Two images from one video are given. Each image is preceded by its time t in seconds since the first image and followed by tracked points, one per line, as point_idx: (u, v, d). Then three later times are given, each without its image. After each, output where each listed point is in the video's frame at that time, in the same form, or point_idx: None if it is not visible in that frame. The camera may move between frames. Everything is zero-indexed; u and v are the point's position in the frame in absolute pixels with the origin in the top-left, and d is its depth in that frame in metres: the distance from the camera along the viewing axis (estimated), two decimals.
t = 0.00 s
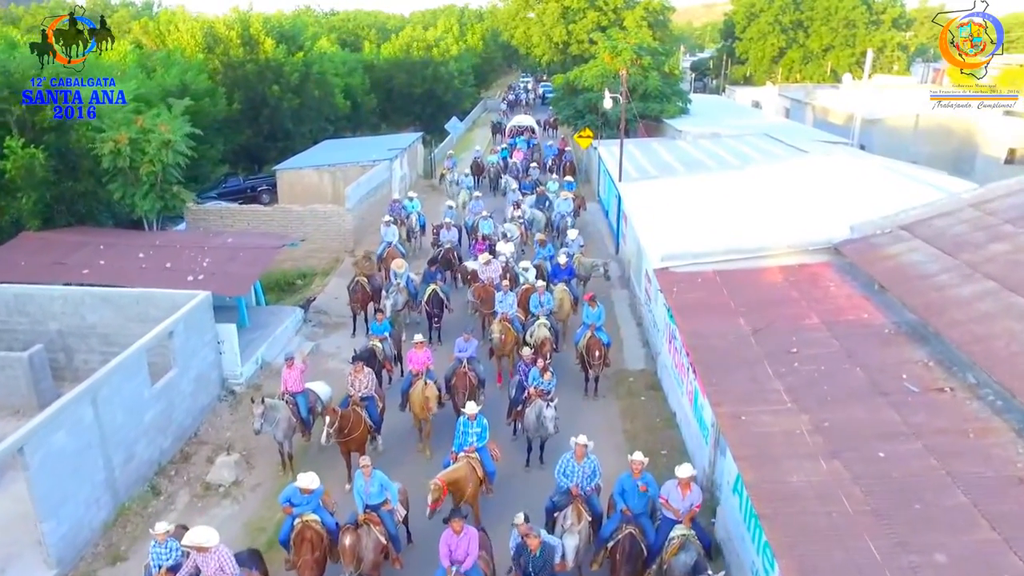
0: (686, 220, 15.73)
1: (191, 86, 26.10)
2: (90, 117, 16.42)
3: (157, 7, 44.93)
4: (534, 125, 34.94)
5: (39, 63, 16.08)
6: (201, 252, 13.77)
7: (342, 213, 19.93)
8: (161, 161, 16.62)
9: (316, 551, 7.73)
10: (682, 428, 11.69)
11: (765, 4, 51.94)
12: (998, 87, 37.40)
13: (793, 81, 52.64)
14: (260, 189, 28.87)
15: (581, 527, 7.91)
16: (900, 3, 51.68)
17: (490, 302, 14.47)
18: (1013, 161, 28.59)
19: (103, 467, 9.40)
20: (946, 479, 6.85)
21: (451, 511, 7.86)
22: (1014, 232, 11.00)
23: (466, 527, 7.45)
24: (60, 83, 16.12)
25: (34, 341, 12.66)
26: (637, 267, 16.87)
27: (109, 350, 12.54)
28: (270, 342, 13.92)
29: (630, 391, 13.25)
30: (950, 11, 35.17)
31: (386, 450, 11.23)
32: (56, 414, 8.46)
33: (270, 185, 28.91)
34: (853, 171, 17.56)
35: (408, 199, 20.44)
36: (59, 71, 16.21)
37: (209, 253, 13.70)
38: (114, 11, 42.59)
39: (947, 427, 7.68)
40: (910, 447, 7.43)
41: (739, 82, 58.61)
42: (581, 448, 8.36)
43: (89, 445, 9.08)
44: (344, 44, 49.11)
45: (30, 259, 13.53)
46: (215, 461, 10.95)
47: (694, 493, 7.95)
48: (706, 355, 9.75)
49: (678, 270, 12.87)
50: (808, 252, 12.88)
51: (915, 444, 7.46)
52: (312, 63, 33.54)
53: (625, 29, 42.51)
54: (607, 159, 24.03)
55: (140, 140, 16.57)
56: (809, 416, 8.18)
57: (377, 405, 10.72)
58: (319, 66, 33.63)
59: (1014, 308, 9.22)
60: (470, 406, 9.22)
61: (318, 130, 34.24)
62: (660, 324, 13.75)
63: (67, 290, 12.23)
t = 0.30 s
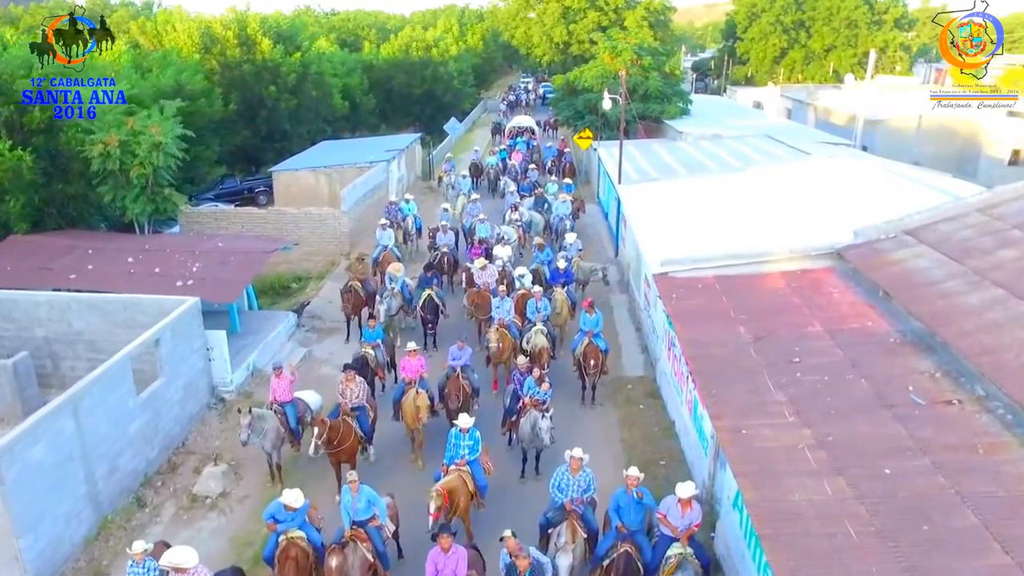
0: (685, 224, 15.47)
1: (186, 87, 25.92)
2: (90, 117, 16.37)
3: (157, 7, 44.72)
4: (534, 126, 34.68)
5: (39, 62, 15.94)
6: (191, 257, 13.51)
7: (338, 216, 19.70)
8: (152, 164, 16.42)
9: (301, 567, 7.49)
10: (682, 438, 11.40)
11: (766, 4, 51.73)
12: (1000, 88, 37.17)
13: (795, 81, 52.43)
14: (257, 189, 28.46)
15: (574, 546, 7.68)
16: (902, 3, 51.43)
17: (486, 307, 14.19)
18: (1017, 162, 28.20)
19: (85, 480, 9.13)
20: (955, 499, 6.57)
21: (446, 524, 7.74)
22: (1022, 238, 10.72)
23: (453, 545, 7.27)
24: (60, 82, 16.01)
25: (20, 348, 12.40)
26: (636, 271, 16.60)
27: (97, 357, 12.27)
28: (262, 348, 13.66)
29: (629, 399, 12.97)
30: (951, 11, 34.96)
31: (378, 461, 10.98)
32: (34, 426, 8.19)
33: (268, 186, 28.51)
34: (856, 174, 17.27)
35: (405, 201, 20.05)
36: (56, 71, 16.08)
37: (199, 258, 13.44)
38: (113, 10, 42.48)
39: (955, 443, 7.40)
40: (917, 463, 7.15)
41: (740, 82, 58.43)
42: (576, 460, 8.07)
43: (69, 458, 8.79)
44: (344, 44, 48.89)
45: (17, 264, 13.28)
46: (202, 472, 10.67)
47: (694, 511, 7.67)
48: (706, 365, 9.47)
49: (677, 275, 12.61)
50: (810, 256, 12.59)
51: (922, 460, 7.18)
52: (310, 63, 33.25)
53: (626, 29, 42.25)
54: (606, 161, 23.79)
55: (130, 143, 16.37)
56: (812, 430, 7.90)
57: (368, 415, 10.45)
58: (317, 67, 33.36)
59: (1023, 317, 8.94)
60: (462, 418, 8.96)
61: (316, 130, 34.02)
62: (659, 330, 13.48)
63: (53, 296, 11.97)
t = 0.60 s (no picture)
0: (684, 226, 15.25)
1: (182, 88, 25.74)
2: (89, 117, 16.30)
3: (155, 6, 44.48)
4: (533, 126, 34.44)
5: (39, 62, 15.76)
6: (182, 260, 13.30)
7: (333, 218, 19.48)
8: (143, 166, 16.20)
9: None
10: (680, 447, 11.15)
11: (767, 4, 51.52)
12: (1002, 88, 36.95)
13: (796, 82, 52.23)
14: (253, 193, 28.34)
15: (567, 561, 7.46)
16: (904, 3, 51.19)
17: (482, 311, 13.96)
18: (1020, 164, 28.08)
19: (68, 490, 8.89)
20: (963, 516, 6.33)
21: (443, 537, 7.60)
22: None
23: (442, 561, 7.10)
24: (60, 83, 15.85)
25: (6, 353, 12.15)
26: (635, 275, 16.38)
27: (84, 362, 12.04)
28: (253, 353, 13.42)
29: (626, 406, 12.72)
30: (953, 11, 34.75)
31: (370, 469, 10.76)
32: (13, 437, 7.96)
33: (264, 189, 28.37)
34: (858, 176, 17.04)
35: (400, 203, 19.85)
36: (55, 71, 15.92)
37: (190, 262, 13.22)
38: (110, 10, 42.29)
39: (962, 456, 7.16)
40: (922, 477, 6.91)
41: (740, 83, 58.24)
42: (570, 472, 7.83)
43: (50, 468, 8.57)
44: (343, 45, 48.65)
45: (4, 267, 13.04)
46: (190, 481, 10.43)
47: (692, 527, 7.42)
48: (705, 374, 9.24)
49: (676, 280, 12.40)
50: (811, 260, 12.36)
51: (927, 474, 6.95)
52: (308, 64, 32.99)
53: (626, 29, 41.98)
54: (605, 162, 23.57)
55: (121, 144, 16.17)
56: (813, 442, 7.67)
57: (359, 424, 10.20)
58: (314, 67, 33.11)
59: None
60: (454, 428, 8.72)
61: (313, 131, 33.79)
62: (658, 335, 13.24)
63: (40, 300, 11.71)
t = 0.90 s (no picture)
0: (682, 227, 15.11)
1: (178, 87, 25.63)
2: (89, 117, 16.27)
3: (153, 6, 44.33)
4: (531, 126, 34.30)
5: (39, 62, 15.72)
6: (174, 262, 13.14)
7: (329, 219, 19.36)
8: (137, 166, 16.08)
9: None
10: (678, 451, 11.01)
11: (766, 4, 51.42)
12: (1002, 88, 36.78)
13: (796, 82, 52.15)
14: (251, 193, 28.30)
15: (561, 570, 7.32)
16: (904, 2, 51.05)
17: (479, 312, 13.81)
18: (1020, 164, 27.91)
19: (55, 496, 8.74)
20: (966, 525, 6.18)
21: (437, 539, 7.49)
22: None
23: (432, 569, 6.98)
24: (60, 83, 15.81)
25: None
26: (634, 276, 16.23)
27: (75, 365, 11.89)
28: (247, 355, 13.27)
29: (624, 409, 12.58)
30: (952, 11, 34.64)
31: (364, 474, 10.63)
32: None
33: (262, 189, 28.32)
34: (858, 177, 16.89)
35: (397, 204, 19.72)
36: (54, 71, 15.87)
37: (182, 263, 13.07)
38: (107, 9, 42.14)
39: (964, 463, 7.02)
40: (924, 485, 6.77)
41: (740, 83, 58.13)
42: (564, 478, 7.67)
43: (36, 474, 8.41)
44: (342, 45, 48.50)
45: None
46: (181, 486, 10.26)
47: (689, 534, 7.29)
48: (703, 378, 9.09)
49: (674, 282, 12.27)
50: (811, 262, 12.21)
51: (930, 482, 6.80)
52: (305, 63, 32.80)
53: (625, 29, 41.80)
54: (604, 162, 23.42)
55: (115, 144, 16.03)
56: (813, 448, 7.53)
57: (352, 428, 10.03)
58: (311, 67, 32.92)
59: None
60: (448, 433, 8.55)
61: (310, 131, 33.66)
62: (656, 337, 13.10)
63: (29, 303, 11.53)
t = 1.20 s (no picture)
0: (681, 226, 15.04)
1: (177, 86, 25.60)
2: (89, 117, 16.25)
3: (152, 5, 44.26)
4: (531, 126, 34.26)
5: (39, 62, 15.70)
6: (170, 261, 13.06)
7: (327, 218, 19.30)
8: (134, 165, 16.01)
9: None
10: (677, 451, 10.93)
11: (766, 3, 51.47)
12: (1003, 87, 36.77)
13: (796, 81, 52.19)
14: (250, 192, 28.20)
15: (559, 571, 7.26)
16: (904, 2, 51.05)
17: (478, 311, 13.74)
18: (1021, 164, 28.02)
19: (48, 497, 8.65)
20: (968, 526, 6.10)
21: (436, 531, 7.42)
22: None
23: (429, 570, 6.89)
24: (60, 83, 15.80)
25: None
26: (633, 276, 16.17)
27: (71, 365, 11.83)
28: (244, 355, 13.20)
29: (623, 409, 12.50)
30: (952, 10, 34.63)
31: (360, 474, 10.55)
32: None
33: (261, 188, 28.24)
34: (858, 176, 16.81)
35: (396, 203, 19.67)
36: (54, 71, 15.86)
37: (178, 262, 12.99)
38: (106, 8, 42.10)
39: (966, 462, 6.94)
40: (926, 485, 6.69)
41: (740, 82, 58.16)
42: (561, 477, 7.59)
43: (28, 474, 8.32)
44: (341, 44, 48.46)
45: None
46: (176, 486, 10.18)
47: (687, 535, 7.22)
48: (702, 377, 9.02)
49: (673, 281, 12.22)
50: (811, 261, 12.13)
51: (931, 482, 6.72)
52: (304, 62, 32.71)
53: (625, 28, 41.73)
54: (603, 161, 23.35)
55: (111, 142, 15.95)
56: (813, 448, 7.45)
57: (349, 428, 9.94)
58: (310, 66, 32.85)
59: None
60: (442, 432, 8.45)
61: (309, 130, 33.63)
62: (655, 337, 13.02)
63: (24, 302, 11.43)
